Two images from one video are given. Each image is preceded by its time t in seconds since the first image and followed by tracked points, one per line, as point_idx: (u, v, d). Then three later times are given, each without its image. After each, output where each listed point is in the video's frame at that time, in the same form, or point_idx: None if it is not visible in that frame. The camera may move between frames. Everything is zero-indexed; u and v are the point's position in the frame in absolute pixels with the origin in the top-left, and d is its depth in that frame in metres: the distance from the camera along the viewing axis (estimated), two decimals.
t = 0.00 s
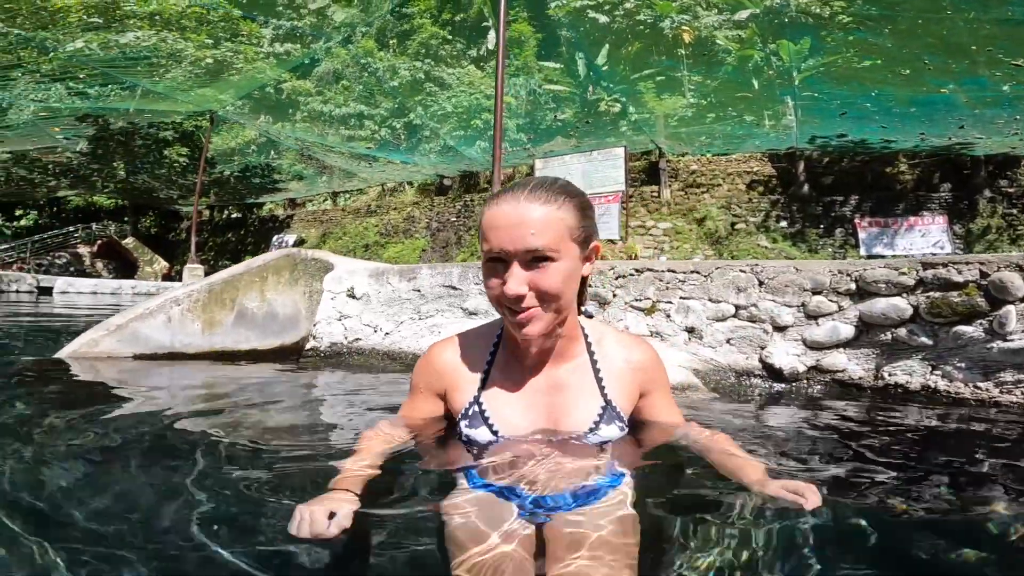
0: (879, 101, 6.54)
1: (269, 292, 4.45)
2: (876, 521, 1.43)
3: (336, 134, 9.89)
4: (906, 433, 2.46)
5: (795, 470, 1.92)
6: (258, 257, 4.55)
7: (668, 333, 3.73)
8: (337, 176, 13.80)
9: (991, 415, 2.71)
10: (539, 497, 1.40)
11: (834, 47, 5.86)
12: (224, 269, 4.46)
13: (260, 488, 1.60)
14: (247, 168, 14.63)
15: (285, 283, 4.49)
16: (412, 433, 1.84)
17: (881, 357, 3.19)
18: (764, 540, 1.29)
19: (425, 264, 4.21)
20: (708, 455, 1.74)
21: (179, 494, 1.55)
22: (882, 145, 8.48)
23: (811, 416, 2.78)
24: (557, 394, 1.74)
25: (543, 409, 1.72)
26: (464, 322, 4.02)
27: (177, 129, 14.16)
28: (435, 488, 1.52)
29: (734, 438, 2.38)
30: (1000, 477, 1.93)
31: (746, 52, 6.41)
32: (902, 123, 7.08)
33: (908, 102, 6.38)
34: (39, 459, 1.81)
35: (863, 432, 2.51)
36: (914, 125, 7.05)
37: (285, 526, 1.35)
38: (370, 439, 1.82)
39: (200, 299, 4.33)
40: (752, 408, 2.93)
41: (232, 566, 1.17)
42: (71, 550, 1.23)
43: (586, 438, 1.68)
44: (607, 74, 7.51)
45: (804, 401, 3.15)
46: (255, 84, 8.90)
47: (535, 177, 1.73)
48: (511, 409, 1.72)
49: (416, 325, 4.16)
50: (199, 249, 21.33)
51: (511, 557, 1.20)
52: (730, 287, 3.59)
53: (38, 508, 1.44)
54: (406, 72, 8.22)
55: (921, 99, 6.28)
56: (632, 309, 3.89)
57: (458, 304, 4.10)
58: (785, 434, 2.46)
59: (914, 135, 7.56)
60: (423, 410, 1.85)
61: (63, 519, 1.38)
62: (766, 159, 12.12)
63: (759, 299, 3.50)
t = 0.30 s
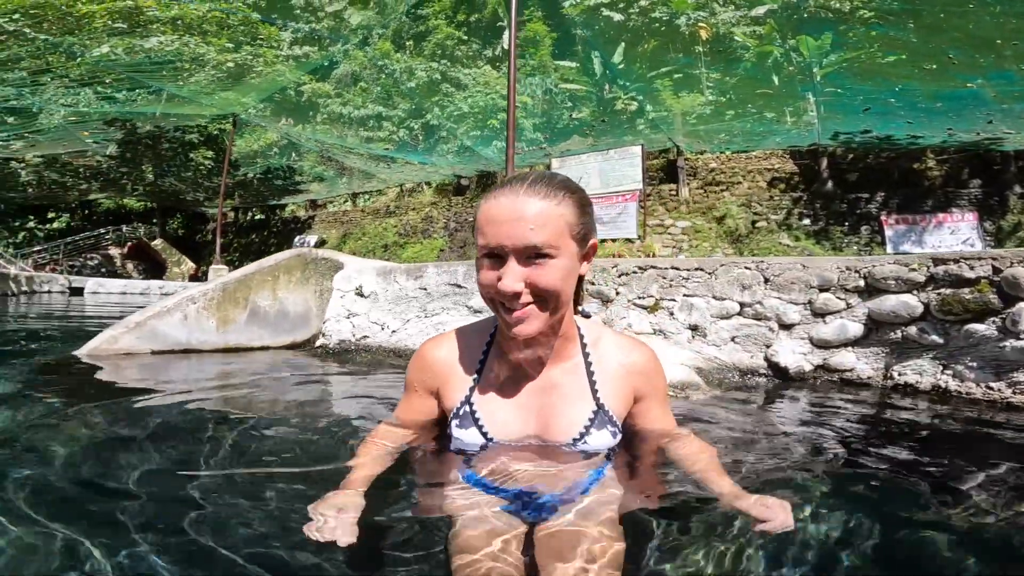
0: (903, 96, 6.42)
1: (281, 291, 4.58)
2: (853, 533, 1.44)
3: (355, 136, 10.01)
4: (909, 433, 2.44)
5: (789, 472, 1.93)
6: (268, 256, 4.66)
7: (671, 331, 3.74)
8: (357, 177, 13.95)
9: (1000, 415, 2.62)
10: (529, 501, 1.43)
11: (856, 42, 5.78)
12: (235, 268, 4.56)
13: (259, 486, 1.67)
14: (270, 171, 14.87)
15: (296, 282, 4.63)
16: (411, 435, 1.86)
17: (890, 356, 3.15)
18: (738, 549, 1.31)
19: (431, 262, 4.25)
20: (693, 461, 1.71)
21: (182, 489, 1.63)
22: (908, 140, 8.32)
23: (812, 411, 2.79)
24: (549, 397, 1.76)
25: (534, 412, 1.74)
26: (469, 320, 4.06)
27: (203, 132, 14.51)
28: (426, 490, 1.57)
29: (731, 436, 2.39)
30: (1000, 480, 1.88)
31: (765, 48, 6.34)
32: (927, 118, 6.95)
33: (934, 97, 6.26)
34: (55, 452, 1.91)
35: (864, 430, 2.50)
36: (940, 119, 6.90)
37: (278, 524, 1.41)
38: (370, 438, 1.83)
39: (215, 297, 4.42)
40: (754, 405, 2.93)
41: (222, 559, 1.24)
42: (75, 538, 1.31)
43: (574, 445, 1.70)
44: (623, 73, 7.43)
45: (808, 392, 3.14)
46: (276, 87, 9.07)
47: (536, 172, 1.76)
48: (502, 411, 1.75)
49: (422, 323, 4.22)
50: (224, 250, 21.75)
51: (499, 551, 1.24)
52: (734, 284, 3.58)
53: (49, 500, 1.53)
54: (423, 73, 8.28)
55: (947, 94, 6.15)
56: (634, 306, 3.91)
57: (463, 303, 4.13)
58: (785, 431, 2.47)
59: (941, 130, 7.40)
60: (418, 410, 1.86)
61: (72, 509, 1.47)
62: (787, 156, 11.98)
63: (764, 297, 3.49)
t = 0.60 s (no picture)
0: (917, 93, 6.35)
1: (286, 289, 4.64)
2: (828, 537, 1.46)
3: (367, 136, 10.08)
4: (902, 435, 2.43)
5: (774, 473, 1.94)
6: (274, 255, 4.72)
7: (669, 330, 3.75)
8: (369, 178, 14.05)
9: (998, 419, 2.59)
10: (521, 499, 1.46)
11: (870, 39, 5.73)
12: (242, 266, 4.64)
13: (251, 482, 1.73)
14: (283, 171, 15.02)
15: (301, 280, 4.67)
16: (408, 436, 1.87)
17: (890, 356, 3.13)
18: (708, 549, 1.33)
19: (432, 261, 4.32)
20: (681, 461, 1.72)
21: (178, 485, 1.69)
22: (923, 138, 8.21)
23: (807, 413, 2.79)
24: (537, 396, 1.79)
25: (521, 412, 1.77)
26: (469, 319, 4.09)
27: (217, 133, 14.69)
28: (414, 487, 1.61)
29: (723, 436, 2.40)
30: (990, 483, 1.87)
31: (777, 46, 6.29)
32: (944, 116, 6.85)
33: (950, 94, 6.18)
34: (59, 449, 1.98)
35: (857, 432, 2.50)
36: (956, 117, 6.82)
37: (266, 520, 1.47)
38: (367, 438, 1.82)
39: (221, 296, 4.50)
40: (750, 405, 2.94)
41: (207, 554, 1.30)
42: (67, 532, 1.37)
43: (562, 443, 1.73)
44: (633, 72, 7.40)
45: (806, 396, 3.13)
46: (289, 88, 9.16)
47: (519, 172, 1.79)
48: (491, 411, 1.77)
49: (423, 321, 4.27)
50: (238, 249, 21.99)
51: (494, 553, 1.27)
52: (732, 283, 3.59)
53: (50, 495, 1.59)
54: (434, 73, 8.29)
55: (964, 91, 6.08)
56: (632, 305, 3.94)
57: (463, 301, 4.17)
58: (776, 433, 2.47)
59: (957, 127, 7.31)
60: (411, 410, 1.89)
61: (71, 504, 1.53)
62: (801, 154, 11.90)
63: (761, 296, 3.49)
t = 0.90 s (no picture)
0: (933, 91, 6.25)
1: (289, 287, 4.68)
2: (817, 542, 1.45)
3: (378, 137, 10.11)
4: (904, 437, 2.39)
5: (768, 476, 1.93)
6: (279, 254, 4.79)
7: (669, 328, 3.71)
8: (380, 178, 14.13)
9: (1006, 421, 2.55)
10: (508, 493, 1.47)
11: (885, 36, 5.67)
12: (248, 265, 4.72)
13: (242, 480, 1.74)
14: (296, 172, 15.14)
15: (304, 279, 4.71)
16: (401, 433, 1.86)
17: (895, 355, 3.10)
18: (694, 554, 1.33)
19: (433, 260, 4.37)
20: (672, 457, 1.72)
21: (171, 481, 1.71)
22: (940, 135, 8.09)
23: (809, 415, 2.75)
24: (527, 392, 1.79)
25: (509, 408, 1.78)
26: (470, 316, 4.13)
27: (230, 133, 14.85)
28: (402, 484, 1.63)
29: (719, 436, 2.39)
30: (992, 487, 1.85)
31: (789, 44, 6.24)
32: (961, 113, 6.75)
33: (967, 92, 6.09)
34: (58, 446, 2.01)
35: (859, 432, 2.46)
36: (974, 114, 6.72)
37: (254, 518, 1.48)
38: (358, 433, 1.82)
39: (225, 294, 4.58)
40: (752, 407, 2.90)
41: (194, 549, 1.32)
42: (59, 527, 1.40)
43: (550, 439, 1.74)
44: (643, 71, 7.36)
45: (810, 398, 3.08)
46: (300, 90, 9.22)
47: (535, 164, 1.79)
48: (480, 407, 1.78)
49: (425, 319, 4.29)
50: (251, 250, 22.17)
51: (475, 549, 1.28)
52: (734, 280, 3.55)
53: (44, 492, 1.61)
54: (443, 73, 8.28)
55: (981, 88, 5.98)
56: (632, 303, 3.91)
57: (464, 299, 4.22)
58: (774, 433, 2.45)
59: (974, 125, 7.20)
60: (400, 405, 1.89)
61: (63, 501, 1.55)
62: (814, 152, 11.79)
63: (764, 293, 3.46)
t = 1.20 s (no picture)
0: (950, 88, 6.14)
1: (296, 288, 4.71)
2: (816, 545, 1.43)
3: (389, 138, 10.14)
4: (914, 441, 2.35)
5: (771, 480, 1.91)
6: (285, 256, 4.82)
7: (674, 330, 3.72)
8: (392, 179, 14.20)
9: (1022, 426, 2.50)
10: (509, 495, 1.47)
11: (900, 34, 5.59)
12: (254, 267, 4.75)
13: (245, 482, 1.76)
14: (309, 174, 15.24)
15: (311, 280, 4.75)
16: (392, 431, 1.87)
17: (908, 358, 3.04)
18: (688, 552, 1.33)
19: (437, 261, 4.41)
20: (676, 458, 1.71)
21: (173, 482, 1.74)
22: (958, 133, 7.95)
23: (816, 418, 2.71)
24: (530, 389, 1.77)
25: (511, 406, 1.76)
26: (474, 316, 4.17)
27: (244, 134, 15.00)
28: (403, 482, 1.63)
29: (722, 440, 2.38)
30: (1003, 492, 1.81)
31: (802, 42, 6.18)
32: (979, 111, 6.64)
33: (985, 88, 5.97)
34: (66, 446, 2.05)
35: (866, 437, 2.43)
36: (993, 111, 6.60)
37: (254, 518, 1.50)
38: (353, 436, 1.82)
39: (233, 295, 4.59)
40: (758, 410, 2.88)
41: (191, 547, 1.34)
42: (63, 525, 1.43)
43: (550, 441, 1.72)
44: (653, 69, 7.31)
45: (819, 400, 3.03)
46: (312, 91, 9.28)
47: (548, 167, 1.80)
48: (480, 405, 1.76)
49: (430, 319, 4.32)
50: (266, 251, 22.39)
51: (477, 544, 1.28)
52: (741, 281, 3.53)
53: (48, 491, 1.63)
54: (454, 74, 8.25)
55: (999, 85, 5.87)
56: (636, 304, 3.91)
57: (469, 300, 4.26)
58: (779, 437, 2.42)
59: (993, 122, 7.06)
60: (401, 404, 1.88)
61: (69, 501, 1.58)
62: (829, 151, 11.68)
63: (771, 294, 3.43)
